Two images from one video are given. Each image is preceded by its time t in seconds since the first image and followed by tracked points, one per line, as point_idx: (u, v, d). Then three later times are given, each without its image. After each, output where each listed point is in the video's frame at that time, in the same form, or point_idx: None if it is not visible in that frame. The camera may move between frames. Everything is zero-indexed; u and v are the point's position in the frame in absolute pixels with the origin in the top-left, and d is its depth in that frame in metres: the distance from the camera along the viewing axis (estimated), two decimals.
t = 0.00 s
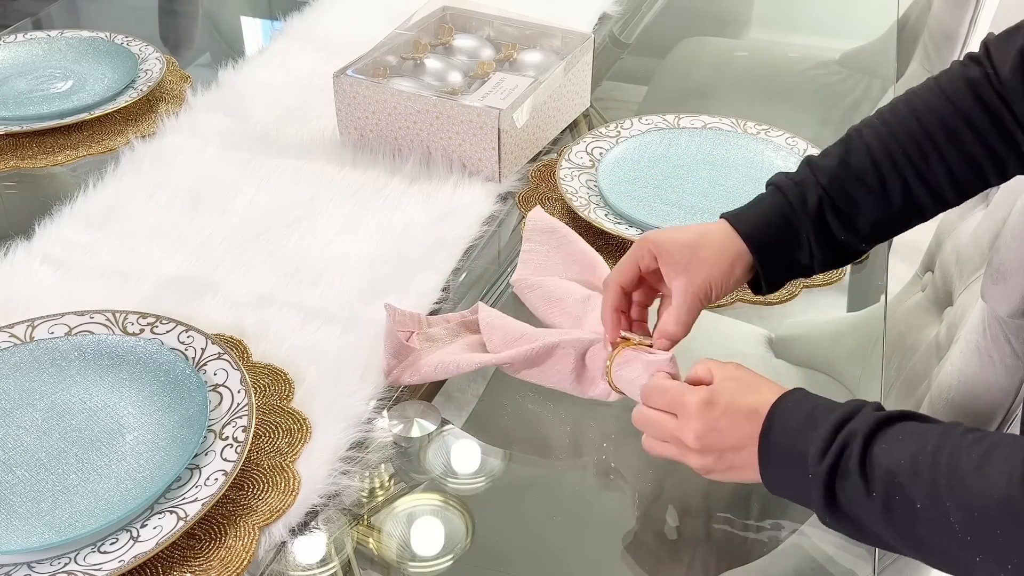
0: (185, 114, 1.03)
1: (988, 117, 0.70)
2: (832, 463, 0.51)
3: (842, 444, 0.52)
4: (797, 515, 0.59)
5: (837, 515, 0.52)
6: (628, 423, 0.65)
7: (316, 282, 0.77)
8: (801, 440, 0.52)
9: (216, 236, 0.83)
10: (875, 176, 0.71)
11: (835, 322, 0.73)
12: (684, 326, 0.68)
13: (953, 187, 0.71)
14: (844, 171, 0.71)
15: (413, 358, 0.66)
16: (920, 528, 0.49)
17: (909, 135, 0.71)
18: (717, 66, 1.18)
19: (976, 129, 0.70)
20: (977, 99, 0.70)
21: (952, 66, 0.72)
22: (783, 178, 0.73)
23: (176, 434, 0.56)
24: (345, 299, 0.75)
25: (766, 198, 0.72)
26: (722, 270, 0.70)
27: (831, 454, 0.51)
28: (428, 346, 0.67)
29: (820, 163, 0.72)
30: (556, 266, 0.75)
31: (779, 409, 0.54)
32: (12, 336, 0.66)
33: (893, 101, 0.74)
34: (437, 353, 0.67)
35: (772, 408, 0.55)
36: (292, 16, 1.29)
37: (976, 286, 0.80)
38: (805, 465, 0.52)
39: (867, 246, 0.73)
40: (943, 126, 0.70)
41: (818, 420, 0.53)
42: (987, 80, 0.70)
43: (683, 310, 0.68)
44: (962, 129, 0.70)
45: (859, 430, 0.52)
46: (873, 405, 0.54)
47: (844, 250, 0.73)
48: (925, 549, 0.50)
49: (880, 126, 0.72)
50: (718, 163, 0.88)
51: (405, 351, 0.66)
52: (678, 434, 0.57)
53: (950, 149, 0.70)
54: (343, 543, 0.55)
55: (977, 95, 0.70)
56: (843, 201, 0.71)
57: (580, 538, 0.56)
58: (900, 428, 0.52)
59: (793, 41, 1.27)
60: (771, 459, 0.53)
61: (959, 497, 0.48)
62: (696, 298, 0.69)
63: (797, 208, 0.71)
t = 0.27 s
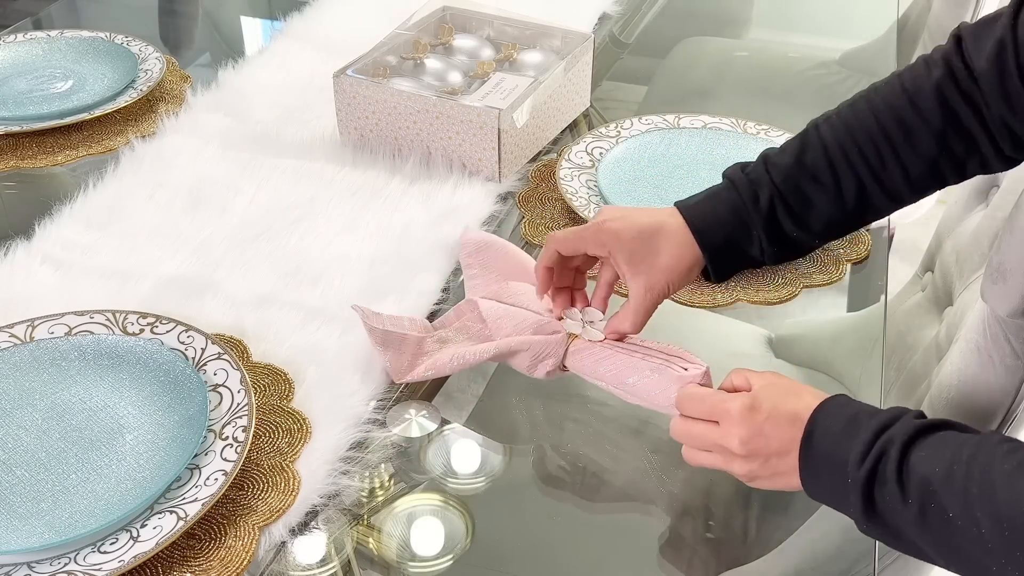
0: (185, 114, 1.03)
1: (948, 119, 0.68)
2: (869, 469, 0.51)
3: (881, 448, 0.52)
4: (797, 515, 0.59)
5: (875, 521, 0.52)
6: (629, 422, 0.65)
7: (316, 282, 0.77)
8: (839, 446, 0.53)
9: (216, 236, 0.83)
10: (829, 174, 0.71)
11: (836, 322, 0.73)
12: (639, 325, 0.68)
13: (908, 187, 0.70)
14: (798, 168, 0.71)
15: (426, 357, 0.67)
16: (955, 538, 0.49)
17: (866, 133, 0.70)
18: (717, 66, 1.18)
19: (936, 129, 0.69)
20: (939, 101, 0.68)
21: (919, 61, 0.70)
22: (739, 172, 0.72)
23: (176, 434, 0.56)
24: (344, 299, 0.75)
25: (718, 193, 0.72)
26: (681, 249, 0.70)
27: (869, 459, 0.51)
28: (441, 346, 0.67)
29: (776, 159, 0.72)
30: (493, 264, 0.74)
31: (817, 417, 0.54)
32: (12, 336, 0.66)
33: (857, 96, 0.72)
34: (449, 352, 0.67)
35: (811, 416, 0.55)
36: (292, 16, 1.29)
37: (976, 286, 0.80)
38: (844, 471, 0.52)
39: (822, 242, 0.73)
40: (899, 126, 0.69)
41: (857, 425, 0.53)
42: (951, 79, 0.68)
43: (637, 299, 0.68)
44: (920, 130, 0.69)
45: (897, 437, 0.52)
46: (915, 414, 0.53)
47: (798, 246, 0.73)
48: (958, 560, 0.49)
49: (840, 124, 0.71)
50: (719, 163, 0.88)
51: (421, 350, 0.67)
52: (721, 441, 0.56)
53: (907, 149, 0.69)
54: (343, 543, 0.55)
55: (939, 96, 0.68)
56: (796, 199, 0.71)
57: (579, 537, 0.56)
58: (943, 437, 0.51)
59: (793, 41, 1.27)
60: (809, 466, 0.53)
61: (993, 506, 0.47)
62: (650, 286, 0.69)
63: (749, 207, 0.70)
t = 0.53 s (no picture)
0: (185, 114, 1.03)
1: (948, 116, 0.70)
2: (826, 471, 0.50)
3: (840, 451, 0.50)
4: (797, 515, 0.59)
5: (828, 521, 0.51)
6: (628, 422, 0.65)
7: (316, 282, 0.77)
8: (792, 446, 0.51)
9: (216, 236, 0.83)
10: (832, 168, 0.72)
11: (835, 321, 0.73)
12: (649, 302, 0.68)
13: (909, 181, 0.72)
14: (802, 162, 0.73)
15: (421, 351, 0.66)
16: (914, 541, 0.49)
17: (867, 130, 0.72)
18: (717, 66, 1.18)
19: (938, 127, 0.70)
20: (938, 99, 0.70)
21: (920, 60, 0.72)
22: (742, 167, 0.74)
23: (175, 434, 0.56)
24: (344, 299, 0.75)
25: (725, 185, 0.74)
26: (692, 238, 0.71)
27: (825, 462, 0.50)
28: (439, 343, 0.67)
29: (780, 154, 0.74)
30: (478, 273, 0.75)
31: (773, 415, 0.53)
32: (12, 336, 0.66)
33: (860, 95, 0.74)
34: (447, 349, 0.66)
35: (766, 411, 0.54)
36: (292, 16, 1.29)
37: (977, 286, 0.80)
38: (796, 471, 0.51)
39: (826, 234, 0.74)
40: (899, 121, 0.71)
41: (811, 425, 0.51)
42: (951, 77, 0.70)
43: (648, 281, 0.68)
44: (922, 125, 0.71)
45: (858, 440, 0.50)
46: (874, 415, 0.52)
47: (801, 237, 0.74)
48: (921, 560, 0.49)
49: (844, 118, 0.73)
50: (720, 163, 0.88)
51: (415, 344, 0.67)
52: (689, 432, 0.56)
53: (909, 146, 0.71)
54: (343, 543, 0.55)
55: (938, 94, 0.70)
56: (799, 193, 0.72)
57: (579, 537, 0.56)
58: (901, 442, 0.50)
59: (792, 41, 1.27)
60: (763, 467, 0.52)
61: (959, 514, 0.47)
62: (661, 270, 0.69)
63: (750, 198, 0.72)
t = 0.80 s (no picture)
0: (185, 114, 1.03)
1: (888, 143, 0.65)
2: (618, 338, 0.51)
3: (628, 326, 0.51)
4: (798, 514, 0.59)
5: (626, 392, 0.51)
6: (629, 423, 0.65)
7: (316, 282, 0.77)
8: (593, 321, 0.53)
9: (216, 236, 0.83)
10: (766, 189, 0.67)
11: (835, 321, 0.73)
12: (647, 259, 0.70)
13: (846, 208, 0.66)
14: (737, 183, 0.68)
15: (421, 342, 0.67)
16: (699, 398, 0.48)
17: (806, 155, 0.66)
18: (717, 66, 1.19)
19: (876, 152, 0.65)
20: (878, 123, 0.65)
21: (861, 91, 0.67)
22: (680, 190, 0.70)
23: (175, 434, 0.56)
24: (345, 299, 0.75)
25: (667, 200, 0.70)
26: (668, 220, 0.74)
27: (616, 331, 0.51)
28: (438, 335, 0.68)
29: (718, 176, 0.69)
30: (477, 272, 0.75)
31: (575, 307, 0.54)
32: (12, 336, 0.66)
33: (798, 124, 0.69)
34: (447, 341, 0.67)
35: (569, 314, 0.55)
36: (292, 16, 1.29)
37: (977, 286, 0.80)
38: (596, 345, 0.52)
39: (763, 261, 0.68)
40: (838, 145, 0.65)
41: (610, 307, 0.53)
42: (890, 103, 0.65)
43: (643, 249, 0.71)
44: (859, 150, 0.65)
45: (645, 315, 0.51)
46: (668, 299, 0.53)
47: (737, 263, 0.68)
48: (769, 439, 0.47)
49: (780, 143, 0.68)
50: (722, 162, 0.89)
51: (412, 334, 0.67)
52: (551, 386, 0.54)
53: (847, 172, 0.65)
54: (343, 543, 0.55)
55: (877, 119, 0.65)
56: (733, 214, 0.67)
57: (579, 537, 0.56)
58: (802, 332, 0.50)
59: (792, 41, 1.27)
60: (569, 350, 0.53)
61: (731, 357, 0.47)
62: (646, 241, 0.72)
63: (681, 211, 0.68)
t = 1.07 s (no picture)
0: (185, 114, 1.03)
1: (901, 148, 0.67)
2: (632, 366, 0.51)
3: (643, 351, 0.51)
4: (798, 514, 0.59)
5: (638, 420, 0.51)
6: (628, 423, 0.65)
7: (316, 282, 0.77)
8: (607, 351, 0.52)
9: (216, 236, 0.83)
10: (781, 192, 0.68)
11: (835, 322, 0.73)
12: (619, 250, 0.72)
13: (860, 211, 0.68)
14: (752, 184, 0.69)
15: (387, 367, 0.65)
16: (712, 429, 0.48)
17: (818, 157, 0.68)
18: (717, 66, 1.19)
19: (888, 156, 0.67)
20: (891, 129, 0.67)
21: (873, 94, 0.69)
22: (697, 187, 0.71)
23: (175, 435, 0.56)
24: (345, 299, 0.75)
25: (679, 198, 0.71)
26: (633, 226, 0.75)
27: (632, 358, 0.51)
28: (403, 357, 0.65)
29: (732, 176, 0.70)
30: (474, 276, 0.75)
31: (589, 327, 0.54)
32: (12, 336, 0.66)
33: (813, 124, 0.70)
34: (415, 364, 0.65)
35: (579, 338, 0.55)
36: (292, 16, 1.29)
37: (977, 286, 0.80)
38: (607, 375, 0.52)
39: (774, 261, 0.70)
40: (853, 149, 0.67)
41: (622, 333, 0.53)
42: (905, 109, 0.66)
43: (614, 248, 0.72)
44: (873, 154, 0.67)
45: (658, 342, 0.51)
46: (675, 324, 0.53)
47: (748, 262, 0.70)
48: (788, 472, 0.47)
49: (796, 143, 0.69)
50: (722, 162, 0.89)
51: (377, 359, 0.65)
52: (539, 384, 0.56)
53: (861, 175, 0.67)
54: (343, 543, 0.55)
55: (891, 125, 0.67)
56: (748, 215, 0.69)
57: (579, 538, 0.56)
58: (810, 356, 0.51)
59: (792, 41, 1.27)
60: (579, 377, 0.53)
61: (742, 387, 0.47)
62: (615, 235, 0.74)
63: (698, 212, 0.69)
